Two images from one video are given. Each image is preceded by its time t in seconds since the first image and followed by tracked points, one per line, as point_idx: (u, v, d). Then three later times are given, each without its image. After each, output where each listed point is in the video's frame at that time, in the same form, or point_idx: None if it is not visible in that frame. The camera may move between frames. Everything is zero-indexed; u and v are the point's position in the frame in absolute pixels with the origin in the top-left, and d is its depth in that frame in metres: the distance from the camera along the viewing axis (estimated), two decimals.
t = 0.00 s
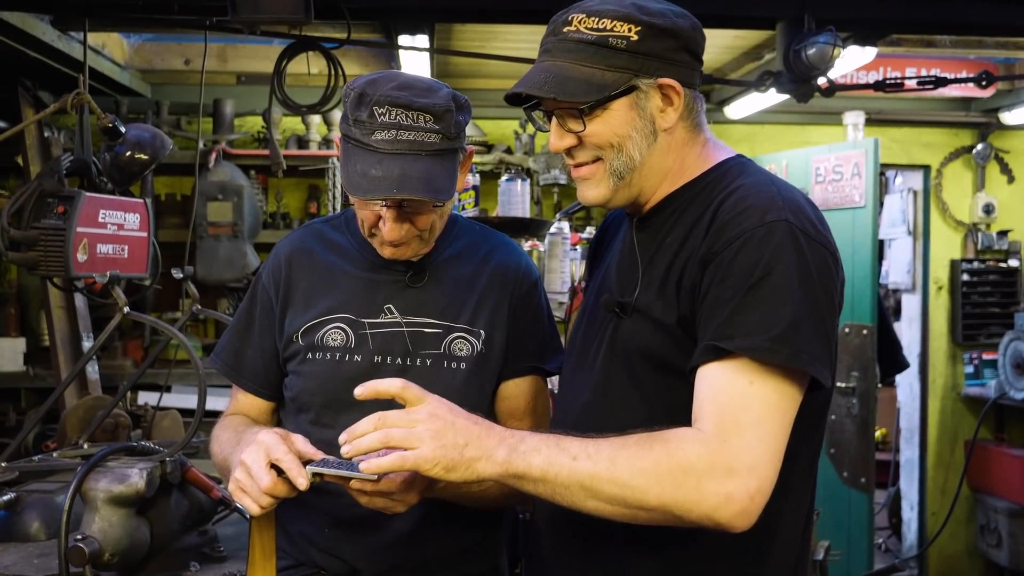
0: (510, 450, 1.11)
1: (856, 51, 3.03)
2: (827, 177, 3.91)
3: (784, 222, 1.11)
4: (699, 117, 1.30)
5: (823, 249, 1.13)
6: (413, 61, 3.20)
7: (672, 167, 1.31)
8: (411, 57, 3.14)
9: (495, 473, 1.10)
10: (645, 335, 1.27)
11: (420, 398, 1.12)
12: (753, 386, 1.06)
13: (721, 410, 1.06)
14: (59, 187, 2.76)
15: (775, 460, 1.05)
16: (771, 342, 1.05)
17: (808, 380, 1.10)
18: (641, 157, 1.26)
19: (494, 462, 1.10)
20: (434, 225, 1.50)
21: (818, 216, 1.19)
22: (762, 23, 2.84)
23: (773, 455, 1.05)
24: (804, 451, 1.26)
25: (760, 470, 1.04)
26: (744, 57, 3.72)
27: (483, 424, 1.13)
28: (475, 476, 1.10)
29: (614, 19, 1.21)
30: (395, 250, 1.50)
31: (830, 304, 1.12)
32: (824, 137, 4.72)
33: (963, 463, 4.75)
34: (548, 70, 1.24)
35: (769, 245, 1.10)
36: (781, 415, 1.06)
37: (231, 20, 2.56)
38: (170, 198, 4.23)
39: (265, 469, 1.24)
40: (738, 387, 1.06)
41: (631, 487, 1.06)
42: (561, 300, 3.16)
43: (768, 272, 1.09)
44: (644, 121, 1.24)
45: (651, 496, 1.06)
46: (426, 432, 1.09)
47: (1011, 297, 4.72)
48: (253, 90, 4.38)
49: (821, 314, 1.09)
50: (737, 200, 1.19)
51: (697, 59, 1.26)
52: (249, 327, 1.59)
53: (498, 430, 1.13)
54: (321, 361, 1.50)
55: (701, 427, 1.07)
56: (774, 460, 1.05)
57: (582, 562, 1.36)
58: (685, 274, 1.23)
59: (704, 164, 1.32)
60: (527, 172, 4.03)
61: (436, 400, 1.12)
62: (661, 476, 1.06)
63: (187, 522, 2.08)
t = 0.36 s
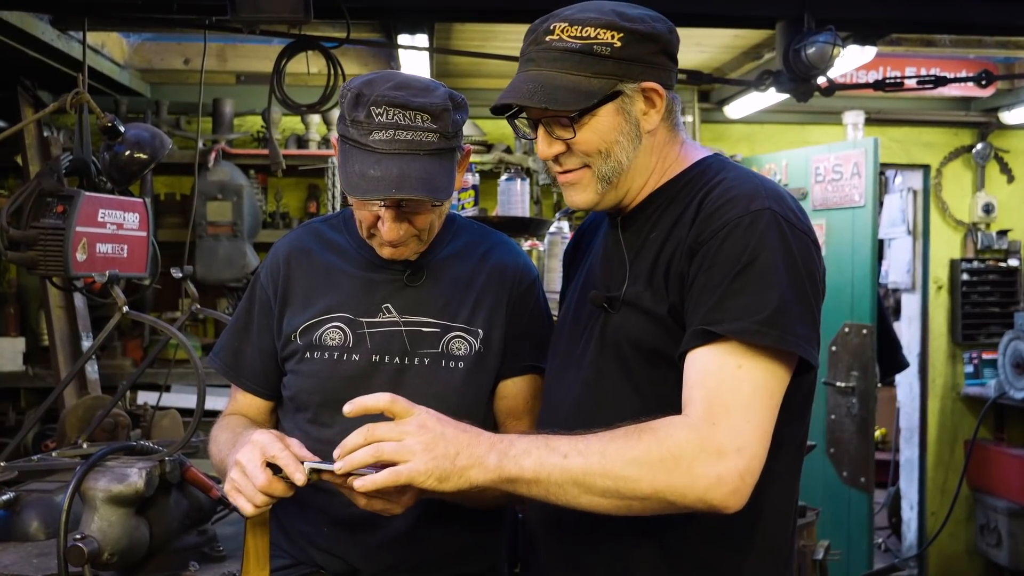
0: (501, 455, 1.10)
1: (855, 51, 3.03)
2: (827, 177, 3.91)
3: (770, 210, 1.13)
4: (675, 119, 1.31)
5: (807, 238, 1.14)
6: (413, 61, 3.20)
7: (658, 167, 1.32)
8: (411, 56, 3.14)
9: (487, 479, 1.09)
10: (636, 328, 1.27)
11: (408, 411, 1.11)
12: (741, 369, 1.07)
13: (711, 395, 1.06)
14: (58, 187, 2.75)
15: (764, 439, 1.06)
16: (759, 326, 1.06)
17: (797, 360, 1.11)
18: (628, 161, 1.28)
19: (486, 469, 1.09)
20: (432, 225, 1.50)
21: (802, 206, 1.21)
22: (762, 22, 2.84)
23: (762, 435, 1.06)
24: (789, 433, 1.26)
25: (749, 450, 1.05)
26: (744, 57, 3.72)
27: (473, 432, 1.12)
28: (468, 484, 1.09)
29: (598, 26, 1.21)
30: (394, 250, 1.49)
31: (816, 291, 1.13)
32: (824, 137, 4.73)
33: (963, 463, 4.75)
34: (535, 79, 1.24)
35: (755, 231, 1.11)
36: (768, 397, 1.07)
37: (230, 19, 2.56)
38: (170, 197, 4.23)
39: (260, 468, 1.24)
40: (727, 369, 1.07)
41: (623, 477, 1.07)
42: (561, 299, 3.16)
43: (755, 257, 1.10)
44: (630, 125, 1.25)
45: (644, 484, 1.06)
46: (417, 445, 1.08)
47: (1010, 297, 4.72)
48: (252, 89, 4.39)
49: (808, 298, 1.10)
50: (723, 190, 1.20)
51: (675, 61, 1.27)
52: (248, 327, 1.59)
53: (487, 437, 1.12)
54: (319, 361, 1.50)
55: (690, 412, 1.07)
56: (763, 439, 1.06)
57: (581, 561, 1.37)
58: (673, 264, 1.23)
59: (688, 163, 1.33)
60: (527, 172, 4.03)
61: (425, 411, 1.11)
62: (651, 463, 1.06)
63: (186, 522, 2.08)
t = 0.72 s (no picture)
0: (494, 464, 1.10)
1: (855, 51, 3.03)
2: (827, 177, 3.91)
3: (771, 210, 1.13)
4: (676, 117, 1.31)
5: (807, 239, 1.14)
6: (412, 61, 3.20)
7: (660, 164, 1.32)
8: (411, 56, 3.14)
9: (482, 488, 1.09)
10: (635, 328, 1.27)
11: (403, 421, 1.11)
12: (738, 367, 1.07)
13: (704, 394, 1.06)
14: (58, 187, 2.75)
15: (756, 436, 1.06)
16: (758, 325, 1.06)
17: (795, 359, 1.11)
18: (630, 156, 1.27)
19: (480, 477, 1.09)
20: (430, 227, 1.50)
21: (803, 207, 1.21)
22: (761, 22, 2.84)
23: (755, 432, 1.06)
24: (784, 432, 1.26)
25: (741, 448, 1.05)
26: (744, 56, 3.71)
27: (466, 442, 1.12)
28: (463, 493, 1.09)
29: (602, 21, 1.21)
30: (392, 252, 1.49)
31: (816, 291, 1.13)
32: (824, 137, 4.72)
33: (962, 463, 4.75)
34: (539, 72, 1.24)
35: (756, 231, 1.11)
36: (763, 394, 1.07)
37: (229, 19, 2.56)
38: (170, 197, 4.22)
39: (258, 469, 1.24)
40: (723, 367, 1.07)
41: (615, 479, 1.07)
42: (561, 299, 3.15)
43: (755, 257, 1.10)
44: (633, 120, 1.24)
45: (636, 485, 1.06)
46: (413, 454, 1.08)
47: (1010, 297, 4.72)
48: (253, 89, 4.39)
49: (808, 298, 1.10)
50: (724, 190, 1.20)
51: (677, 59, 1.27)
52: (245, 327, 1.58)
53: (480, 446, 1.12)
54: (317, 362, 1.50)
55: (683, 412, 1.07)
56: (756, 436, 1.06)
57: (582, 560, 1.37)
58: (673, 263, 1.23)
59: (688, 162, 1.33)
60: (526, 172, 4.03)
61: (419, 421, 1.11)
62: (643, 465, 1.06)
63: (185, 522, 2.07)
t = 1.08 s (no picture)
0: (492, 474, 1.10)
1: (854, 50, 3.02)
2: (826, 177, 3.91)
3: (779, 213, 1.12)
4: (687, 111, 1.30)
5: (815, 241, 1.14)
6: (412, 61, 3.19)
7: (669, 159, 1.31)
8: (411, 56, 3.13)
9: (480, 499, 1.09)
10: (638, 328, 1.27)
11: (401, 429, 1.11)
12: (740, 370, 1.06)
13: (704, 397, 1.06)
14: (57, 186, 2.74)
15: (756, 439, 1.06)
16: (761, 327, 1.06)
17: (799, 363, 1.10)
18: (643, 147, 1.26)
19: (478, 488, 1.10)
20: (429, 226, 1.50)
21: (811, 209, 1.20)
22: (761, 22, 2.83)
23: (755, 436, 1.05)
24: (784, 435, 1.26)
25: (741, 451, 1.04)
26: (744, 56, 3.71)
27: (464, 451, 1.12)
28: (461, 503, 1.09)
29: (618, 11, 1.22)
30: (391, 252, 1.49)
31: (822, 294, 1.12)
32: (823, 137, 4.73)
33: (962, 463, 4.75)
34: (556, 59, 1.23)
35: (762, 233, 1.11)
36: (765, 396, 1.07)
37: (229, 19, 2.55)
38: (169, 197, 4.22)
39: (257, 471, 1.24)
40: (725, 370, 1.07)
41: (612, 486, 1.07)
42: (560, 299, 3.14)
43: (761, 259, 1.09)
44: (647, 111, 1.24)
45: (635, 491, 1.06)
46: (411, 465, 1.08)
47: (1010, 297, 4.72)
48: (252, 89, 4.38)
49: (814, 301, 1.10)
50: (731, 191, 1.20)
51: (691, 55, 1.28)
52: (243, 327, 1.58)
53: (478, 455, 1.12)
54: (314, 361, 1.50)
55: (682, 416, 1.07)
56: (756, 439, 1.06)
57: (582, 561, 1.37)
58: (678, 264, 1.23)
59: (694, 162, 1.33)
60: (526, 172, 4.03)
61: (417, 430, 1.10)
62: (641, 471, 1.06)
63: (185, 522, 2.07)
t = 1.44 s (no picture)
0: (492, 476, 1.10)
1: (854, 50, 3.02)
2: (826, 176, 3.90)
3: (786, 214, 1.12)
4: (694, 108, 1.30)
5: (822, 242, 1.14)
6: (411, 60, 3.19)
7: (674, 157, 1.31)
8: (411, 56, 3.13)
9: (480, 501, 1.09)
10: (643, 328, 1.27)
11: (401, 429, 1.11)
12: (744, 374, 1.06)
13: (707, 400, 1.06)
14: (56, 186, 2.74)
15: (760, 444, 1.05)
16: (765, 330, 1.05)
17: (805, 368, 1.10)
18: (647, 145, 1.26)
19: (478, 489, 1.09)
20: (427, 225, 1.50)
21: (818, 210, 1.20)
22: (760, 22, 2.83)
23: (758, 440, 1.05)
24: (787, 437, 1.25)
25: (744, 455, 1.04)
26: (743, 55, 3.71)
27: (464, 452, 1.11)
28: (460, 504, 1.09)
29: (621, 7, 1.21)
30: (389, 251, 1.49)
31: (829, 296, 1.12)
32: (823, 137, 4.73)
33: (962, 462, 4.75)
34: (558, 57, 1.23)
35: (769, 234, 1.11)
36: (770, 400, 1.06)
37: (228, 18, 2.55)
38: (169, 196, 4.22)
39: (257, 469, 1.23)
40: (729, 373, 1.06)
41: (613, 490, 1.06)
42: (560, 298, 3.14)
43: (767, 261, 1.09)
44: (650, 108, 1.23)
45: (636, 495, 1.06)
46: (411, 465, 1.08)
47: (1010, 297, 4.72)
48: (252, 89, 4.38)
49: (820, 303, 1.10)
50: (738, 191, 1.20)
51: (697, 51, 1.27)
52: (240, 326, 1.58)
53: (480, 457, 1.12)
54: (312, 360, 1.50)
55: (685, 420, 1.07)
56: (760, 444, 1.05)
57: (581, 560, 1.36)
58: (684, 264, 1.23)
59: (698, 161, 1.33)
60: (526, 172, 4.03)
61: (418, 430, 1.10)
62: (642, 475, 1.06)
63: (184, 522, 2.07)
